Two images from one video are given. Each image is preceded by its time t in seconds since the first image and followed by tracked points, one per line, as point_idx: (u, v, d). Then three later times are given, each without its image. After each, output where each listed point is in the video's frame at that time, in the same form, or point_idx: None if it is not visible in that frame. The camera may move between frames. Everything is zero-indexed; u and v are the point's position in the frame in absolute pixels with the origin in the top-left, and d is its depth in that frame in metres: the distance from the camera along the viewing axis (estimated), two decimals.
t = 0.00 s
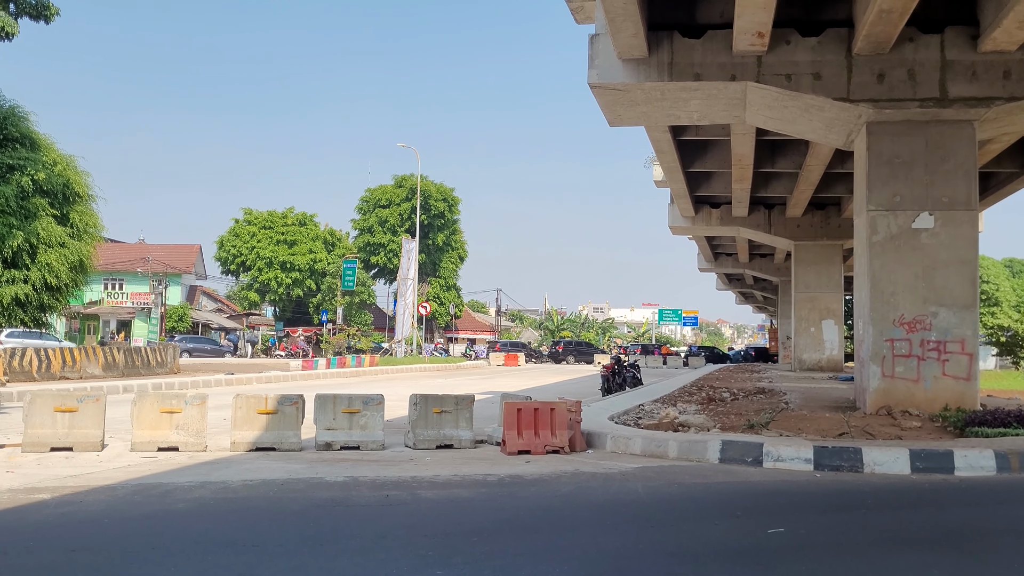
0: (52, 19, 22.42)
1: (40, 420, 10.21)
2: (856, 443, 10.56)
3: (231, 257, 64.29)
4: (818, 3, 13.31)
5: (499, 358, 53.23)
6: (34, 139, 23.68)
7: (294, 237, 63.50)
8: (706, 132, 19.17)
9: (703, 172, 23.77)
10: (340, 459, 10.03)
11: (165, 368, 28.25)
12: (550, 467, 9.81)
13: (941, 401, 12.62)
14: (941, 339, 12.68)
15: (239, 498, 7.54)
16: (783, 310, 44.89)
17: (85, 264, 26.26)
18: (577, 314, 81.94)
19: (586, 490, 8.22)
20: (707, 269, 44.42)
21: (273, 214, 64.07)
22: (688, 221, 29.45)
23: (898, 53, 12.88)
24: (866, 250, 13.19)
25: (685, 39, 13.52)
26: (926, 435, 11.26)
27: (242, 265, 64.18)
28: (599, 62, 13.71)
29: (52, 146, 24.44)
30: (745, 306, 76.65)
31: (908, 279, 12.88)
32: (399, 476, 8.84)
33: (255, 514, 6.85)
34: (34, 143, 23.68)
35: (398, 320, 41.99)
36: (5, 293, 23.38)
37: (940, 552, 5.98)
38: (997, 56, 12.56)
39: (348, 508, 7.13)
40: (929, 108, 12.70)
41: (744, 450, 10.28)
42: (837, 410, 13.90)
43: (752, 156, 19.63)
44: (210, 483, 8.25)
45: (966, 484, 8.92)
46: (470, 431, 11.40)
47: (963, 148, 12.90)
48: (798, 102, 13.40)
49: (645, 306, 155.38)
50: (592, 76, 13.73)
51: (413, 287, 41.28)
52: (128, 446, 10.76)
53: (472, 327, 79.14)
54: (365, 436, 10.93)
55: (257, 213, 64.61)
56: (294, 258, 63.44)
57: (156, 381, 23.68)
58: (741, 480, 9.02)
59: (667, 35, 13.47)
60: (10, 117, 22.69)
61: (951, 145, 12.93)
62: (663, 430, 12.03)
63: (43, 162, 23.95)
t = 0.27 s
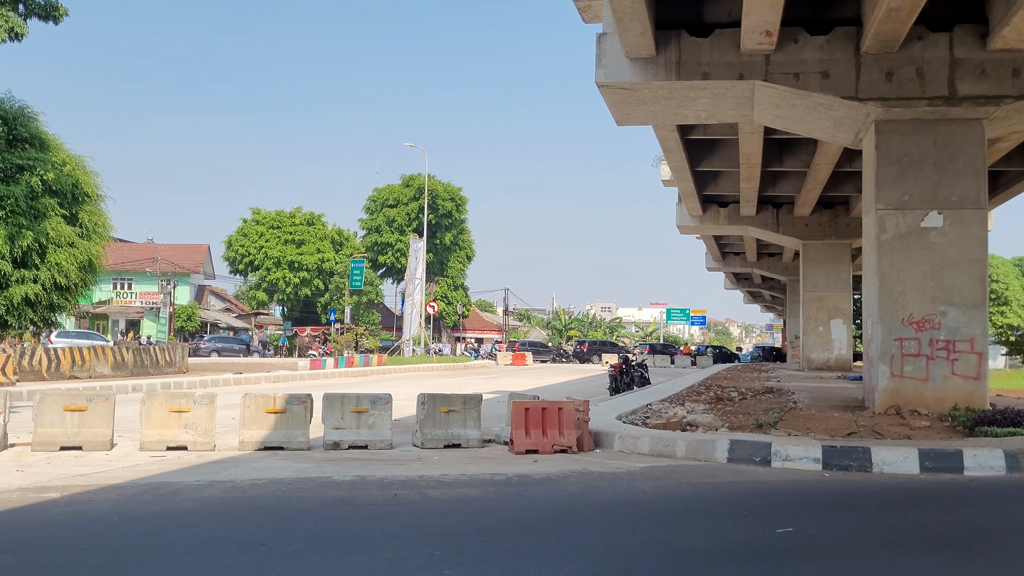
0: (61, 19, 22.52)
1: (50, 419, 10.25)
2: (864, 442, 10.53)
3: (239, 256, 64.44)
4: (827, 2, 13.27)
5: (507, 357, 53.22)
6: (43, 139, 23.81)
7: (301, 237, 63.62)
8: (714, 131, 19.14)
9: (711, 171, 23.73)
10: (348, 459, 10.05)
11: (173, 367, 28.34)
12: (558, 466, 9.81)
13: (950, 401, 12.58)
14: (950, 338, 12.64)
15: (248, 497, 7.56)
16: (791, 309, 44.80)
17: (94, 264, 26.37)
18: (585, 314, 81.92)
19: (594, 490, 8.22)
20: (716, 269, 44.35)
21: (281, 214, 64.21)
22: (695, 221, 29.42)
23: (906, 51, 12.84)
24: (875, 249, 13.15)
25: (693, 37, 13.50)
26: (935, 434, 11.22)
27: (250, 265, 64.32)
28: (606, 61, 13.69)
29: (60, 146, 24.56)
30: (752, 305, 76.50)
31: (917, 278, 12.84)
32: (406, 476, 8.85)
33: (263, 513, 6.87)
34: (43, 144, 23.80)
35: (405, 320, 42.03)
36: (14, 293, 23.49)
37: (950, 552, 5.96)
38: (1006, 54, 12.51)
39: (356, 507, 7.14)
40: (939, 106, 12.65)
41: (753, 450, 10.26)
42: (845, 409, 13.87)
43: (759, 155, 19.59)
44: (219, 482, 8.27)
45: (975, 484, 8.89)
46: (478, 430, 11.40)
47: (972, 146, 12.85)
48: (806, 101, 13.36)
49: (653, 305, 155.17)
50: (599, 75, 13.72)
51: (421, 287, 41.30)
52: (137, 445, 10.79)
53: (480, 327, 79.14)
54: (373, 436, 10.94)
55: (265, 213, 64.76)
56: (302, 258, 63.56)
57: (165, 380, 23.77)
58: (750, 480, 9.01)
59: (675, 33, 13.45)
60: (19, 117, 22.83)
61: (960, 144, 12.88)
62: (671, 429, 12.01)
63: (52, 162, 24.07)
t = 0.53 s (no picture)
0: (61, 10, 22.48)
1: (51, 410, 10.27)
2: (864, 434, 10.55)
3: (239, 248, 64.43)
4: None
5: (507, 349, 53.24)
6: (43, 130, 23.81)
7: (302, 228, 63.60)
8: (715, 122, 19.12)
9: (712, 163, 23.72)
10: (349, 450, 10.07)
11: (174, 359, 28.37)
12: (558, 457, 9.83)
13: (950, 392, 12.60)
14: (950, 330, 12.65)
15: (249, 488, 7.58)
16: (792, 301, 44.80)
17: (95, 255, 26.37)
18: (585, 306, 81.93)
19: (594, 481, 8.25)
20: (716, 261, 44.34)
21: (282, 205, 64.20)
22: (696, 212, 29.42)
23: (907, 43, 12.82)
24: (875, 241, 13.15)
25: (694, 29, 13.47)
26: (935, 426, 11.24)
27: (251, 257, 64.32)
28: (607, 53, 13.67)
29: (61, 137, 24.55)
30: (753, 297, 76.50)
31: (917, 270, 12.84)
32: (407, 467, 8.87)
33: (264, 504, 6.89)
34: (43, 135, 23.80)
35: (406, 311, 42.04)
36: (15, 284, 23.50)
37: (949, 543, 5.98)
38: (1007, 46, 12.49)
39: (357, 498, 7.16)
40: (939, 98, 12.64)
41: (753, 441, 10.28)
42: (845, 401, 13.89)
43: (760, 147, 19.57)
44: (220, 473, 8.29)
45: (975, 475, 8.91)
46: (479, 421, 11.42)
47: (973, 138, 12.84)
48: (807, 93, 13.35)
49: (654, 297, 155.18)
50: (600, 66, 13.70)
51: (421, 278, 41.28)
52: (138, 436, 10.81)
53: (481, 318, 79.19)
54: (374, 427, 10.97)
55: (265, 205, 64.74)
56: (303, 249, 63.55)
57: (166, 372, 23.80)
58: (750, 471, 9.02)
59: (676, 25, 13.42)
60: (19, 109, 22.84)
61: (961, 135, 12.87)
62: (671, 420, 12.03)
63: (53, 153, 24.07)
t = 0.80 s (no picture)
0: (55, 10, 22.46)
1: (46, 411, 10.26)
2: (860, 433, 10.56)
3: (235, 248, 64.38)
4: None
5: (503, 349, 53.22)
6: (38, 130, 23.77)
7: (298, 228, 63.54)
8: (711, 122, 19.14)
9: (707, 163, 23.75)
10: (345, 450, 10.06)
11: (170, 359, 28.31)
12: (554, 457, 9.83)
13: (945, 392, 12.62)
14: (945, 330, 12.68)
15: (244, 488, 7.57)
16: (787, 300, 44.87)
17: (90, 255, 26.32)
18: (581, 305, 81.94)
19: (590, 481, 8.25)
20: (712, 261, 44.38)
21: (277, 205, 64.13)
22: (691, 212, 29.45)
23: (903, 43, 12.84)
24: (870, 241, 13.17)
25: (690, 29, 13.48)
26: (930, 426, 11.26)
27: (246, 256, 64.23)
28: (603, 53, 13.68)
29: (56, 137, 24.51)
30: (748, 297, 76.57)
31: (912, 270, 12.86)
32: (403, 467, 8.87)
33: (260, 504, 6.88)
34: (38, 135, 23.77)
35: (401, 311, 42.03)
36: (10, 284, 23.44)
37: (944, 542, 6.00)
38: (1002, 46, 12.51)
39: (353, 499, 7.16)
40: (935, 98, 12.66)
41: (748, 441, 10.29)
42: (841, 401, 13.91)
43: (756, 146, 19.59)
44: (216, 474, 8.28)
45: (969, 474, 8.94)
46: (474, 422, 11.42)
47: (968, 138, 12.87)
48: (803, 93, 13.36)
49: (650, 297, 155.26)
50: (596, 66, 13.70)
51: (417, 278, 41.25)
52: (134, 436, 10.80)
53: (477, 318, 79.19)
54: (370, 428, 10.97)
55: (261, 204, 64.66)
56: (298, 249, 63.49)
57: (161, 372, 23.74)
58: (745, 471, 9.04)
59: (672, 25, 13.43)
60: (14, 108, 22.81)
61: (956, 135, 12.90)
62: (667, 420, 12.04)
63: (48, 153, 24.02)
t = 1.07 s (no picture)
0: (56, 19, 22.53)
1: (46, 420, 10.25)
2: (861, 440, 10.54)
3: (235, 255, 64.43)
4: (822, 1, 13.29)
5: (503, 356, 53.12)
6: (38, 138, 23.78)
7: (297, 236, 63.57)
8: (710, 129, 19.16)
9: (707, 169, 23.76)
10: (345, 458, 10.04)
11: (169, 367, 28.27)
12: (555, 465, 9.80)
13: (946, 399, 12.60)
14: (945, 336, 12.67)
15: (244, 497, 7.55)
16: (788, 307, 44.83)
17: (90, 263, 26.31)
18: (581, 312, 81.91)
19: (590, 489, 8.23)
20: (711, 267, 44.40)
21: (277, 213, 64.17)
22: (691, 219, 29.45)
23: (902, 50, 12.86)
24: (870, 247, 13.17)
25: (689, 36, 13.51)
26: (931, 432, 11.24)
27: (246, 264, 64.23)
28: (602, 60, 13.70)
29: (56, 145, 24.52)
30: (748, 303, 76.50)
31: (912, 276, 12.86)
32: (403, 475, 8.85)
33: (260, 513, 6.87)
34: (38, 143, 23.78)
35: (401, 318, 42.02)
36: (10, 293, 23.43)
37: (945, 550, 5.97)
38: (1001, 53, 12.53)
39: (353, 508, 7.14)
40: (933, 105, 12.67)
41: (749, 448, 10.27)
42: (841, 407, 13.88)
43: (755, 153, 19.61)
44: (215, 482, 8.26)
45: (970, 481, 8.91)
46: (474, 429, 11.41)
47: (967, 144, 12.88)
48: (802, 100, 13.38)
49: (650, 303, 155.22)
50: (595, 74, 13.72)
51: (417, 285, 41.24)
52: (133, 445, 10.78)
53: (477, 326, 79.14)
54: (370, 436, 10.95)
55: (261, 212, 64.69)
56: (298, 257, 63.51)
57: (161, 380, 23.69)
58: (746, 478, 9.02)
59: (671, 32, 13.45)
60: (13, 117, 22.82)
61: (955, 142, 12.91)
62: (667, 428, 12.02)
63: (48, 161, 24.03)
